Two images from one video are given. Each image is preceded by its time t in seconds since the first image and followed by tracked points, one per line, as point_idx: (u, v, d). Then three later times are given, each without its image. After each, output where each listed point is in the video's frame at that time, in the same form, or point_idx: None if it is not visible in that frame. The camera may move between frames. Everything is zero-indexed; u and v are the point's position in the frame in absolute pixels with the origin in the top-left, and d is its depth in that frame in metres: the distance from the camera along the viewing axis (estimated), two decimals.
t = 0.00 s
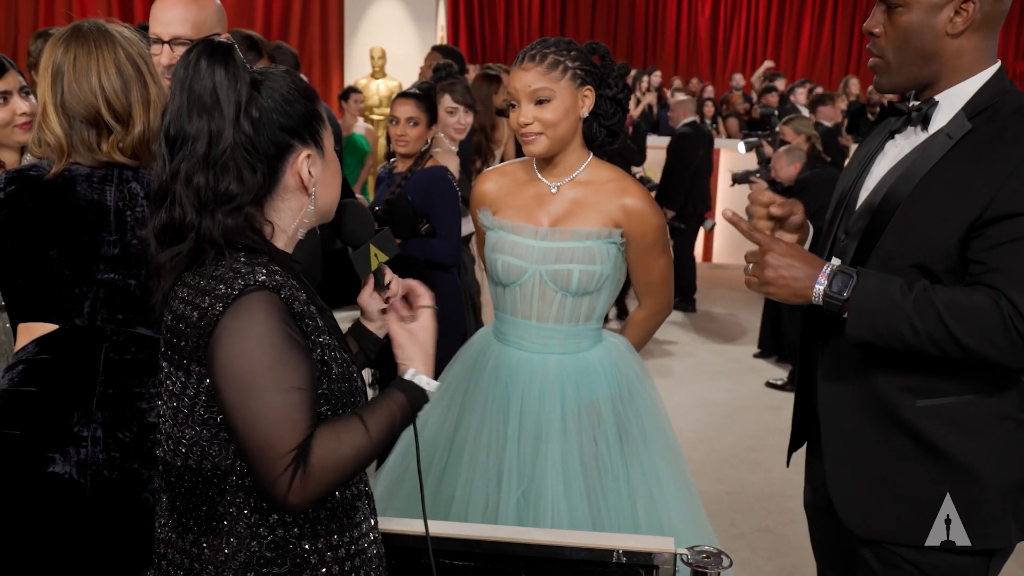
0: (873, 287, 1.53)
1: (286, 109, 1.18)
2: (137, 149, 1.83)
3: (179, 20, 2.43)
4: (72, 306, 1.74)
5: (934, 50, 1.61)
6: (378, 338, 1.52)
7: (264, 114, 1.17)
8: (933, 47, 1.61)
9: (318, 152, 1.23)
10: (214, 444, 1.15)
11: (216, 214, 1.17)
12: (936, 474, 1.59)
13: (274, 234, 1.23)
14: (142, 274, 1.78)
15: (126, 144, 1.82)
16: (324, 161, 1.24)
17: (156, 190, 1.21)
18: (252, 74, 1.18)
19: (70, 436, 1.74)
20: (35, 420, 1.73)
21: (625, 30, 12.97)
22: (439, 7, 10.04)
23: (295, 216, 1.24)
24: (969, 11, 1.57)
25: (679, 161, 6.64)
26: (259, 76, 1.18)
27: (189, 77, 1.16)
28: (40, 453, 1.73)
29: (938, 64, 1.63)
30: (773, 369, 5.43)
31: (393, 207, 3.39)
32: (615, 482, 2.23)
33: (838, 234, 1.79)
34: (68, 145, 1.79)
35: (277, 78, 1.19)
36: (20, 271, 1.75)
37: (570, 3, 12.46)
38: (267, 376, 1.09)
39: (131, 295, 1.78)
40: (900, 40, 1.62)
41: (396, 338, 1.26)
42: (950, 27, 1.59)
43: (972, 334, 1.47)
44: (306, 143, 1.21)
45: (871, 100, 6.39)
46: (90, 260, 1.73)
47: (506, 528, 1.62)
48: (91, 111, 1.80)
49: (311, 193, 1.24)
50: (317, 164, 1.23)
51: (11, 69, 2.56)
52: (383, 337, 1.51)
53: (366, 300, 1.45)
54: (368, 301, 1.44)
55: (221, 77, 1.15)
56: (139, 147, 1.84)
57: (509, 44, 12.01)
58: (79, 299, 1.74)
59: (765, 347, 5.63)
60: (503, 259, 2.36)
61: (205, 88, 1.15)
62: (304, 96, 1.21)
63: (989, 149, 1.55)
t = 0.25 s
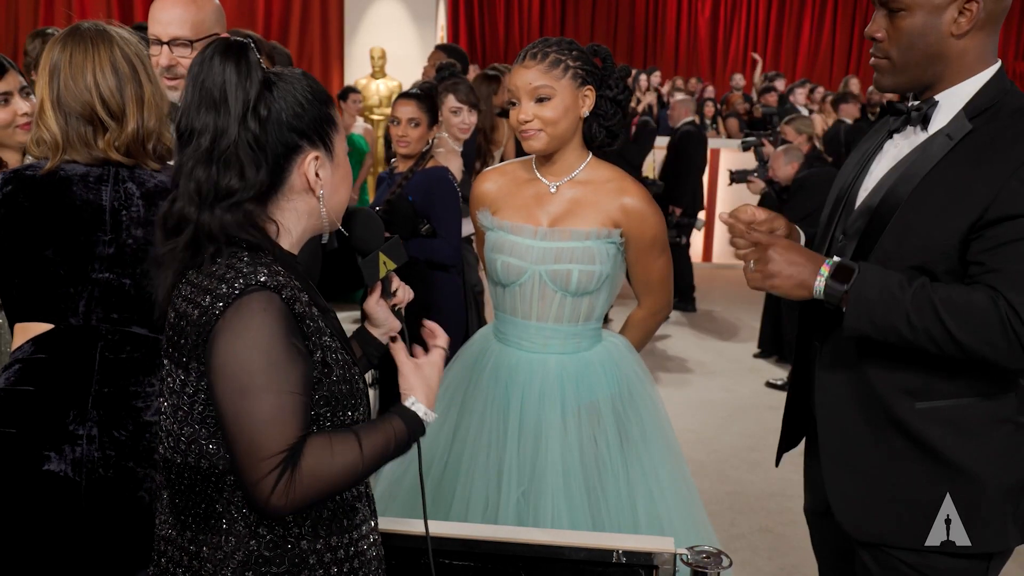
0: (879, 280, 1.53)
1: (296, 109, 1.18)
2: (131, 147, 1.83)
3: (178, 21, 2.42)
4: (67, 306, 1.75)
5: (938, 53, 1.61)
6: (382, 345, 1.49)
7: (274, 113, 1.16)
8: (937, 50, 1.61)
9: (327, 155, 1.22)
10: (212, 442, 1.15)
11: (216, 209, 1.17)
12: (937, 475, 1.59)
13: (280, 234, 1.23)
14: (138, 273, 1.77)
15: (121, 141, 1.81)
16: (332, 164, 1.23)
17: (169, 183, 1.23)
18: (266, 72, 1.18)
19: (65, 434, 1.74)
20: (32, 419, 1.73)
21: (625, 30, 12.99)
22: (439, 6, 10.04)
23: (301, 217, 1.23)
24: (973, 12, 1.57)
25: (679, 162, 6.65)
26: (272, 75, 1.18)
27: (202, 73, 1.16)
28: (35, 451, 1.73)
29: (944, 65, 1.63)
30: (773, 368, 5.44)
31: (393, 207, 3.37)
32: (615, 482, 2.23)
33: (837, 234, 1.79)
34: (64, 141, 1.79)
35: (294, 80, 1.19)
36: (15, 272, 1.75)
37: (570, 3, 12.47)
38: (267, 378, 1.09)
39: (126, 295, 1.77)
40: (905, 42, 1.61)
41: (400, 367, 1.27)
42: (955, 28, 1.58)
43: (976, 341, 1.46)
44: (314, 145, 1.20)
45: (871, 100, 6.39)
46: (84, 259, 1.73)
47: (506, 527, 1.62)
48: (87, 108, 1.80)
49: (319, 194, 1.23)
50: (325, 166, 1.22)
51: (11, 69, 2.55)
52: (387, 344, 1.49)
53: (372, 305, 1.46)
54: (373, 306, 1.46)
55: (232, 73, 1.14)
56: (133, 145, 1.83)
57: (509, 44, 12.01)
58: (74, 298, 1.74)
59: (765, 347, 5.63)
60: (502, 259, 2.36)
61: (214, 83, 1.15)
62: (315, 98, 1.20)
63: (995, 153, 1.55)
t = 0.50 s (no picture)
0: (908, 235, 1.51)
1: (295, 107, 1.18)
2: (129, 144, 1.83)
3: (178, 21, 2.42)
4: (63, 307, 1.75)
5: (958, 61, 1.61)
6: (403, 322, 1.66)
7: (273, 110, 1.17)
8: (956, 57, 1.60)
9: (324, 152, 1.22)
10: (206, 442, 1.15)
11: (218, 203, 1.17)
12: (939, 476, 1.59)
13: (276, 232, 1.23)
14: (134, 275, 1.78)
15: (119, 139, 1.81)
16: (329, 161, 1.24)
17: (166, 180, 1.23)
18: (264, 70, 1.18)
19: (61, 434, 1.74)
20: (31, 420, 1.72)
21: (625, 30, 12.98)
22: (439, 6, 10.03)
23: (298, 215, 1.24)
24: (990, 16, 1.57)
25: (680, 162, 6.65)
26: (271, 73, 1.18)
27: (201, 70, 1.16)
28: (31, 451, 1.72)
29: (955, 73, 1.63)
30: (773, 368, 5.43)
31: (393, 206, 3.33)
32: (614, 482, 2.23)
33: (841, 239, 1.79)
34: (62, 139, 1.80)
35: (292, 77, 1.19)
36: (13, 272, 1.72)
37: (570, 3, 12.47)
38: (259, 384, 1.09)
39: (123, 296, 1.77)
40: (925, 50, 1.59)
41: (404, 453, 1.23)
42: (974, 33, 1.58)
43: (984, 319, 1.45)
44: (311, 142, 1.21)
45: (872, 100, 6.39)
46: (82, 260, 1.73)
47: (506, 527, 1.62)
48: (84, 107, 1.80)
49: (314, 192, 1.23)
50: (322, 164, 1.22)
51: (10, 68, 2.56)
52: (408, 322, 1.66)
53: (411, 273, 1.67)
54: (411, 270, 1.67)
55: (233, 69, 1.15)
56: (131, 143, 1.83)
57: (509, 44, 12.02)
58: (71, 300, 1.74)
59: (765, 347, 5.62)
60: (503, 259, 2.36)
61: (216, 79, 1.15)
62: (314, 95, 1.21)
63: (993, 151, 1.55)
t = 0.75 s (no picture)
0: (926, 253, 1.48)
1: (284, 104, 1.18)
2: (126, 144, 1.83)
3: (178, 21, 2.42)
4: (62, 309, 1.75)
5: (967, 56, 1.60)
6: (427, 291, 1.73)
7: (261, 107, 1.17)
8: (966, 54, 1.59)
9: (314, 147, 1.23)
10: (206, 442, 1.15)
11: (211, 204, 1.17)
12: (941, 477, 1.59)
13: (271, 229, 1.23)
14: (134, 278, 1.77)
15: (117, 138, 1.81)
16: (320, 156, 1.24)
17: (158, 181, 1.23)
18: (251, 67, 1.18)
19: (58, 434, 1.74)
20: (28, 420, 1.73)
21: (625, 31, 12.96)
22: (439, 6, 10.03)
23: (291, 210, 1.24)
24: (998, 15, 1.58)
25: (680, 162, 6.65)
26: (259, 70, 1.18)
27: (187, 68, 1.16)
28: (29, 451, 1.72)
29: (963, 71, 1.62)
30: (773, 368, 5.43)
31: (393, 206, 3.34)
32: (615, 483, 2.22)
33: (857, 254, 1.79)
34: (60, 139, 1.79)
35: (279, 73, 1.20)
36: (9, 272, 1.72)
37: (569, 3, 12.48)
38: (259, 389, 1.09)
39: (121, 299, 1.77)
40: (937, 45, 1.57)
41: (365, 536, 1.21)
42: (983, 31, 1.58)
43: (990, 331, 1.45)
44: (301, 137, 1.21)
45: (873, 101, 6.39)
46: (81, 263, 1.73)
47: (506, 528, 1.62)
48: (82, 107, 1.80)
49: (306, 187, 1.24)
50: (313, 159, 1.23)
51: (10, 68, 2.56)
52: (431, 292, 1.73)
53: (440, 243, 1.76)
54: (440, 242, 1.76)
55: (218, 67, 1.14)
56: (128, 142, 1.83)
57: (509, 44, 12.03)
58: (69, 302, 1.74)
59: (765, 346, 5.62)
60: (503, 260, 2.35)
61: (201, 77, 1.15)
62: (301, 91, 1.21)
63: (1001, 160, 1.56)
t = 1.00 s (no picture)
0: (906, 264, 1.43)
1: (279, 104, 1.18)
2: (128, 145, 1.83)
3: (177, 21, 2.42)
4: (62, 310, 1.74)
5: (965, 50, 1.58)
6: (425, 288, 1.73)
7: (257, 108, 1.17)
8: (963, 47, 1.57)
9: (310, 148, 1.23)
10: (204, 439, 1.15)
11: (209, 205, 1.17)
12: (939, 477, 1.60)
13: (269, 230, 1.23)
14: (135, 279, 1.77)
15: (118, 140, 1.82)
16: (316, 157, 1.24)
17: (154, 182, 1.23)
18: (247, 67, 1.18)
19: (57, 434, 1.74)
20: (28, 420, 1.73)
21: (625, 30, 12.97)
22: (439, 6, 10.03)
23: (287, 210, 1.24)
24: (997, 8, 1.55)
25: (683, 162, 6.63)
26: (255, 70, 1.18)
27: (183, 70, 1.16)
28: (29, 451, 1.72)
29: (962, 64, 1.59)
30: (774, 368, 5.43)
31: (393, 208, 3.30)
32: (615, 481, 2.22)
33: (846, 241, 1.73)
34: (60, 143, 1.79)
35: (275, 73, 1.20)
36: (10, 272, 1.71)
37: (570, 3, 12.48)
38: (259, 386, 1.09)
39: (121, 300, 1.77)
40: (930, 39, 1.56)
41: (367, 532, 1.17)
42: (981, 24, 1.55)
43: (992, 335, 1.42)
44: (298, 137, 1.21)
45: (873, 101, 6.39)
46: (81, 265, 1.73)
47: (505, 528, 1.62)
48: (83, 109, 1.80)
49: (302, 187, 1.23)
50: (309, 159, 1.23)
51: (11, 69, 2.56)
52: (429, 288, 1.73)
53: (437, 238, 1.77)
54: (439, 239, 1.77)
55: (214, 69, 1.14)
56: (129, 143, 1.84)
57: (509, 44, 12.03)
58: (69, 304, 1.74)
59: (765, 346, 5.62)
60: (503, 261, 2.35)
61: (197, 80, 1.15)
62: (297, 91, 1.21)
63: (999, 148, 1.53)
